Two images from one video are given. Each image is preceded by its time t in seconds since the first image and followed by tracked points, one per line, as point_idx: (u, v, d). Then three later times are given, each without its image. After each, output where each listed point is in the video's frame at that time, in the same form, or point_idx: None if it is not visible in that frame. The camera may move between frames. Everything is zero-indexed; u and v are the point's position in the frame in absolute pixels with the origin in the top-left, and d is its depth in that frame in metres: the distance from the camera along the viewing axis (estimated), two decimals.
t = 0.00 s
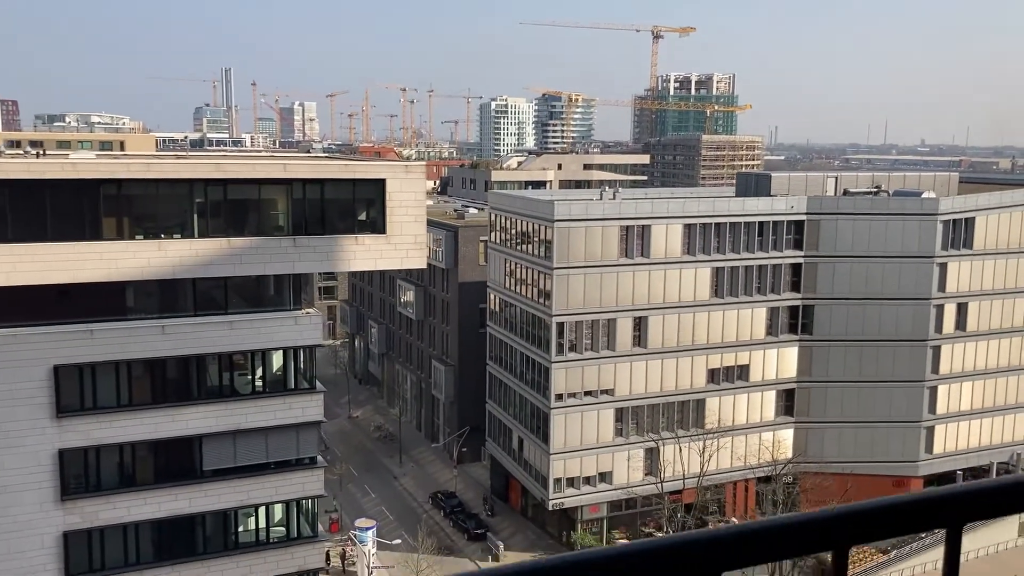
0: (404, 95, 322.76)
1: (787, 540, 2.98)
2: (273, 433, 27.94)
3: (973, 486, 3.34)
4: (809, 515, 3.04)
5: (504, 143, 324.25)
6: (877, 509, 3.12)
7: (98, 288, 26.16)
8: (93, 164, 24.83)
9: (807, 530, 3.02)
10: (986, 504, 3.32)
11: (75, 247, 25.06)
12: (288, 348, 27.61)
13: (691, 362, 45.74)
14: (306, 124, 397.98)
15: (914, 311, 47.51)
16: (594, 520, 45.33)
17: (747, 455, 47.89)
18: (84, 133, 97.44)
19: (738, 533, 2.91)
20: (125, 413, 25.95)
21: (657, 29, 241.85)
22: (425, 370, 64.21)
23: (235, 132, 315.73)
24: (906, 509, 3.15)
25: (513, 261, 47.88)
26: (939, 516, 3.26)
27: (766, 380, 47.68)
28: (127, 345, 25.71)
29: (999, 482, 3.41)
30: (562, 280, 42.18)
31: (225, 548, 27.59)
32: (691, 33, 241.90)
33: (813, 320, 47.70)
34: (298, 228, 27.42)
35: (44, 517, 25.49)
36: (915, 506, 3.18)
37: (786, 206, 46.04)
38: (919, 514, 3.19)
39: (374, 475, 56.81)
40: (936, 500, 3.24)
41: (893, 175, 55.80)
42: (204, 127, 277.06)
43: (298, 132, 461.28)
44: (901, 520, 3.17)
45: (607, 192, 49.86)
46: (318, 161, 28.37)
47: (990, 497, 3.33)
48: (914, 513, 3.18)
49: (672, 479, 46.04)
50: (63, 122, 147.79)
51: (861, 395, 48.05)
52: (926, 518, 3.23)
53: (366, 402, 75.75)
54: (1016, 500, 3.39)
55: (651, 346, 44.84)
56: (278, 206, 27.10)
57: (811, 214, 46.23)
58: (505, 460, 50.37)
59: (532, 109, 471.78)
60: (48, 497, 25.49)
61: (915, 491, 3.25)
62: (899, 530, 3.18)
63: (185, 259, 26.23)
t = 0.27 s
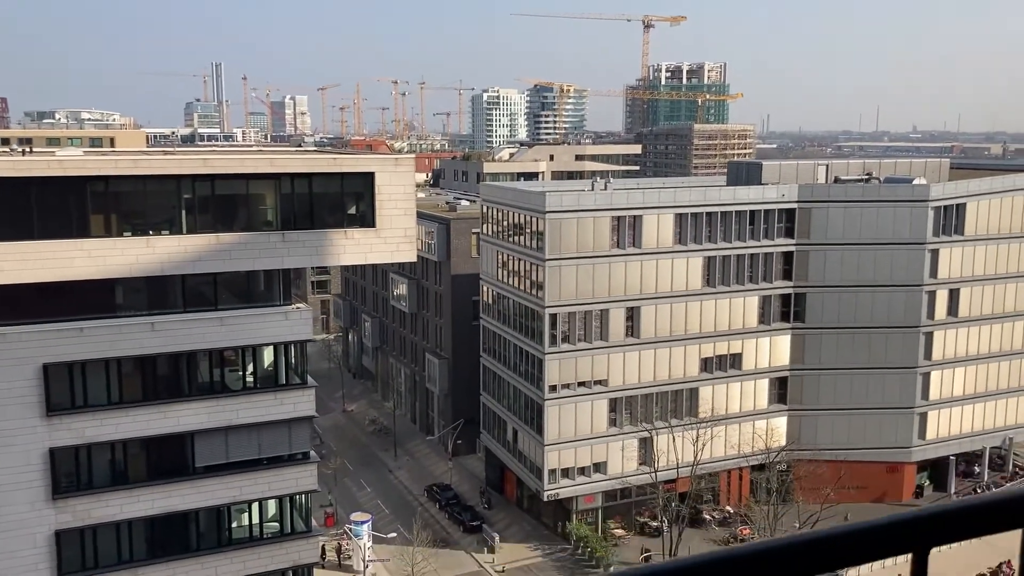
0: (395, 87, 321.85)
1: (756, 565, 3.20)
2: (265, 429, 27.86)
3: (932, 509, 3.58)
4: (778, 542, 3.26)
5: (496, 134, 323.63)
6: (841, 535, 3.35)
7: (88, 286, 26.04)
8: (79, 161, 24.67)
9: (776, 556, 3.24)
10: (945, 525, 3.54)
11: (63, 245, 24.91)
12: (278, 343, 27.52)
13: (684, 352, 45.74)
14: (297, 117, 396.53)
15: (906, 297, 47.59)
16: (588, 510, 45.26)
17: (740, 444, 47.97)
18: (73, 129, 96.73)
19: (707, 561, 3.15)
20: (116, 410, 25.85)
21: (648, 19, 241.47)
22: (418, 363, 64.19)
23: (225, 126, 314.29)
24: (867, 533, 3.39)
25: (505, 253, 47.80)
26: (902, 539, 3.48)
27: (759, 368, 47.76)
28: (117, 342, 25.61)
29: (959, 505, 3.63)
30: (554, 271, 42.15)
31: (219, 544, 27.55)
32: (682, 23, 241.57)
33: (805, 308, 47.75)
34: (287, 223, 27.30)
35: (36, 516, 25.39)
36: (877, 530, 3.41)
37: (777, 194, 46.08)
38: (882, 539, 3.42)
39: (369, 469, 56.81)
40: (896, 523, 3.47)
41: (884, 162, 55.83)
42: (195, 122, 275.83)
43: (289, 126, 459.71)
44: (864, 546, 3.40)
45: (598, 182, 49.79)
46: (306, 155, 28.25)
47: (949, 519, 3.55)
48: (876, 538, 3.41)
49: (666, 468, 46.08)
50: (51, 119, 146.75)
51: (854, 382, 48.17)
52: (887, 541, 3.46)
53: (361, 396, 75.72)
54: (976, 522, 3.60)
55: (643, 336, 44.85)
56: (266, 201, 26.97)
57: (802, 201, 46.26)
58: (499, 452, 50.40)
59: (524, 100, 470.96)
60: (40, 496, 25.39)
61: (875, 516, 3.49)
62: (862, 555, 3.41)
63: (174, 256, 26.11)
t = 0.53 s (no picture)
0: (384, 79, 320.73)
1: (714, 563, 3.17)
2: (254, 423, 27.73)
3: (886, 502, 3.59)
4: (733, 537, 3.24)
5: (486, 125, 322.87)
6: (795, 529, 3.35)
7: (72, 283, 25.83)
8: (62, 156, 24.44)
9: (734, 551, 3.21)
10: (897, 518, 3.56)
11: (47, 242, 24.69)
12: (266, 338, 27.37)
13: (675, 340, 45.74)
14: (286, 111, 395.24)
15: (896, 284, 47.66)
16: (581, 500, 45.28)
17: (732, 431, 48.05)
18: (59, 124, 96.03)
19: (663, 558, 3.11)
20: (103, 407, 25.70)
21: (637, 8, 241.16)
22: (409, 356, 64.14)
23: (214, 120, 312.91)
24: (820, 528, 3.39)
25: (495, 244, 47.70)
26: (856, 534, 3.48)
27: (749, 356, 47.81)
28: (102, 339, 25.40)
29: (912, 499, 3.64)
30: (543, 262, 42.07)
31: (209, 540, 27.44)
32: (671, 11, 240.91)
33: (795, 295, 47.82)
34: (273, 217, 27.13)
35: (24, 515, 25.22)
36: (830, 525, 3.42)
37: (766, 182, 46.09)
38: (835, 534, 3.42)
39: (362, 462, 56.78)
40: (850, 517, 3.47)
41: (873, 149, 55.83)
42: (182, 116, 274.28)
43: (278, 120, 458.00)
44: (818, 540, 3.40)
45: (587, 172, 49.69)
46: (291, 148, 28.07)
47: (900, 513, 3.57)
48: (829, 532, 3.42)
49: (658, 457, 46.11)
50: (36, 115, 145.74)
51: (845, 368, 48.27)
52: (842, 537, 3.46)
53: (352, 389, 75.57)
54: (930, 515, 3.62)
55: (634, 326, 44.81)
56: (251, 194, 26.78)
57: (791, 189, 46.27)
58: (491, 443, 50.40)
59: (513, 91, 470.10)
60: (28, 494, 25.24)
61: (829, 511, 3.50)
62: (816, 550, 3.41)
63: (159, 251, 25.91)
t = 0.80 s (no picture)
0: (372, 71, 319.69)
1: (692, 554, 3.19)
2: (241, 418, 27.65)
3: (869, 488, 3.59)
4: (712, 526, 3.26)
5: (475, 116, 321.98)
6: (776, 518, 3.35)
7: (56, 279, 25.70)
8: (43, 152, 24.28)
9: (712, 542, 3.23)
10: (882, 505, 3.55)
11: (29, 238, 24.55)
12: (252, 332, 27.27)
13: (663, 330, 45.80)
14: (274, 103, 393.40)
15: (883, 270, 47.79)
16: (572, 490, 45.39)
17: (721, 420, 48.19)
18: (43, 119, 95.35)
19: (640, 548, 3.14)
20: (89, 404, 25.60)
21: None
22: (399, 348, 64.08)
23: (201, 113, 311.33)
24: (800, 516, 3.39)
25: (483, 236, 47.63)
26: (839, 521, 3.48)
27: (738, 344, 47.91)
28: (87, 335, 25.28)
29: (897, 484, 3.63)
30: (531, 253, 42.06)
31: (198, 535, 27.38)
32: None
33: (783, 283, 47.90)
34: (257, 210, 27.00)
35: (11, 512, 25.15)
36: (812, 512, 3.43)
37: (752, 170, 46.12)
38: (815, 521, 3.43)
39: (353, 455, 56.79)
40: (832, 505, 3.47)
41: (860, 136, 55.89)
42: (169, 109, 272.58)
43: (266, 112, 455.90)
44: (798, 527, 3.42)
45: (574, 162, 49.60)
46: (274, 141, 27.92)
47: (885, 498, 3.56)
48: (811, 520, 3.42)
49: (647, 446, 46.21)
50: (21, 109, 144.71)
51: (833, 355, 48.43)
52: (825, 525, 3.47)
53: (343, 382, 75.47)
54: (914, 501, 3.61)
55: (622, 316, 44.82)
56: (235, 188, 26.65)
57: (777, 177, 46.32)
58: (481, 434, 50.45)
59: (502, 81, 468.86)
60: (14, 492, 25.16)
61: (809, 498, 3.50)
62: (796, 537, 3.42)
63: (143, 246, 25.77)
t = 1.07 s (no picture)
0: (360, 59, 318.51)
1: (688, 556, 3.04)
2: (228, 412, 27.52)
3: (863, 486, 3.43)
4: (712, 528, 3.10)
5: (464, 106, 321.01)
6: (774, 517, 3.21)
7: (39, 274, 25.48)
8: (23, 146, 24.02)
9: (707, 542, 3.08)
10: (878, 502, 3.41)
11: (10, 233, 24.32)
12: (238, 326, 27.12)
13: (652, 318, 45.79)
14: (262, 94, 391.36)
15: (870, 256, 47.87)
16: (563, 479, 45.44)
17: (711, 407, 48.29)
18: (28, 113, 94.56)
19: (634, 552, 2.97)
20: (74, 400, 25.43)
21: None
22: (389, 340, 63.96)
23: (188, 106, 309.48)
24: (797, 516, 3.24)
25: (471, 226, 47.50)
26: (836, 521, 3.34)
27: (727, 331, 47.95)
28: (71, 331, 25.08)
29: (893, 481, 3.49)
30: (519, 243, 41.96)
31: (187, 530, 27.26)
32: None
33: (772, 270, 47.94)
34: (241, 203, 26.82)
35: None
36: (811, 511, 3.28)
37: (740, 157, 46.10)
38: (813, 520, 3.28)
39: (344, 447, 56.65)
40: (830, 503, 3.32)
41: (847, 122, 55.90)
42: (155, 101, 270.69)
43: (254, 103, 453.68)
44: (798, 528, 3.27)
45: (562, 151, 49.46)
46: (257, 133, 27.71)
47: (885, 496, 3.42)
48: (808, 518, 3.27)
49: (637, 434, 46.26)
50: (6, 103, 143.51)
51: (821, 341, 48.53)
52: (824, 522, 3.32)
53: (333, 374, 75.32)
54: (912, 497, 3.47)
55: (612, 305, 44.79)
56: (219, 180, 26.46)
57: (765, 164, 46.30)
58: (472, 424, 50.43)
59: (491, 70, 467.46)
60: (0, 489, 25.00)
61: (809, 496, 3.34)
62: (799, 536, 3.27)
63: (126, 240, 25.55)
